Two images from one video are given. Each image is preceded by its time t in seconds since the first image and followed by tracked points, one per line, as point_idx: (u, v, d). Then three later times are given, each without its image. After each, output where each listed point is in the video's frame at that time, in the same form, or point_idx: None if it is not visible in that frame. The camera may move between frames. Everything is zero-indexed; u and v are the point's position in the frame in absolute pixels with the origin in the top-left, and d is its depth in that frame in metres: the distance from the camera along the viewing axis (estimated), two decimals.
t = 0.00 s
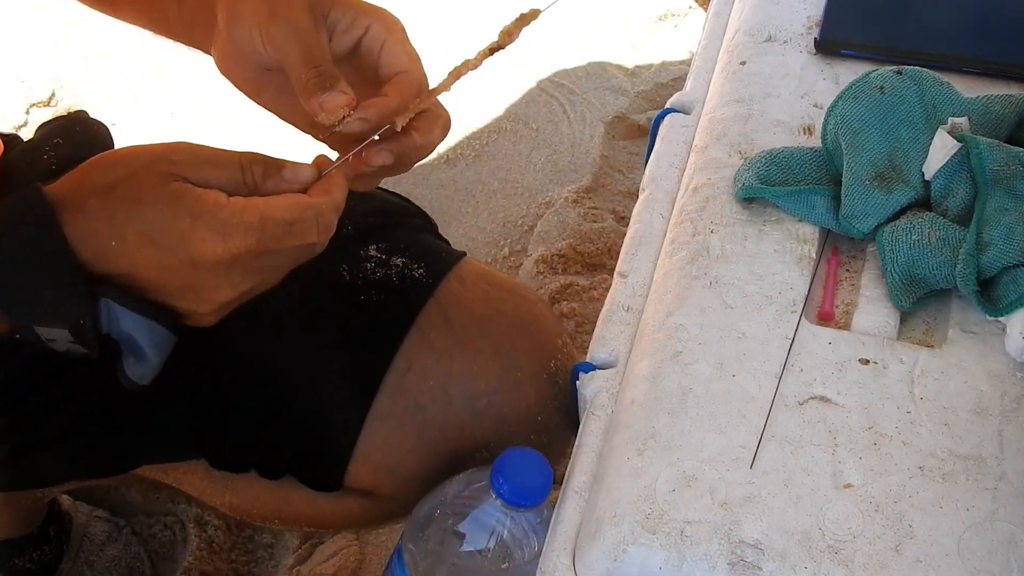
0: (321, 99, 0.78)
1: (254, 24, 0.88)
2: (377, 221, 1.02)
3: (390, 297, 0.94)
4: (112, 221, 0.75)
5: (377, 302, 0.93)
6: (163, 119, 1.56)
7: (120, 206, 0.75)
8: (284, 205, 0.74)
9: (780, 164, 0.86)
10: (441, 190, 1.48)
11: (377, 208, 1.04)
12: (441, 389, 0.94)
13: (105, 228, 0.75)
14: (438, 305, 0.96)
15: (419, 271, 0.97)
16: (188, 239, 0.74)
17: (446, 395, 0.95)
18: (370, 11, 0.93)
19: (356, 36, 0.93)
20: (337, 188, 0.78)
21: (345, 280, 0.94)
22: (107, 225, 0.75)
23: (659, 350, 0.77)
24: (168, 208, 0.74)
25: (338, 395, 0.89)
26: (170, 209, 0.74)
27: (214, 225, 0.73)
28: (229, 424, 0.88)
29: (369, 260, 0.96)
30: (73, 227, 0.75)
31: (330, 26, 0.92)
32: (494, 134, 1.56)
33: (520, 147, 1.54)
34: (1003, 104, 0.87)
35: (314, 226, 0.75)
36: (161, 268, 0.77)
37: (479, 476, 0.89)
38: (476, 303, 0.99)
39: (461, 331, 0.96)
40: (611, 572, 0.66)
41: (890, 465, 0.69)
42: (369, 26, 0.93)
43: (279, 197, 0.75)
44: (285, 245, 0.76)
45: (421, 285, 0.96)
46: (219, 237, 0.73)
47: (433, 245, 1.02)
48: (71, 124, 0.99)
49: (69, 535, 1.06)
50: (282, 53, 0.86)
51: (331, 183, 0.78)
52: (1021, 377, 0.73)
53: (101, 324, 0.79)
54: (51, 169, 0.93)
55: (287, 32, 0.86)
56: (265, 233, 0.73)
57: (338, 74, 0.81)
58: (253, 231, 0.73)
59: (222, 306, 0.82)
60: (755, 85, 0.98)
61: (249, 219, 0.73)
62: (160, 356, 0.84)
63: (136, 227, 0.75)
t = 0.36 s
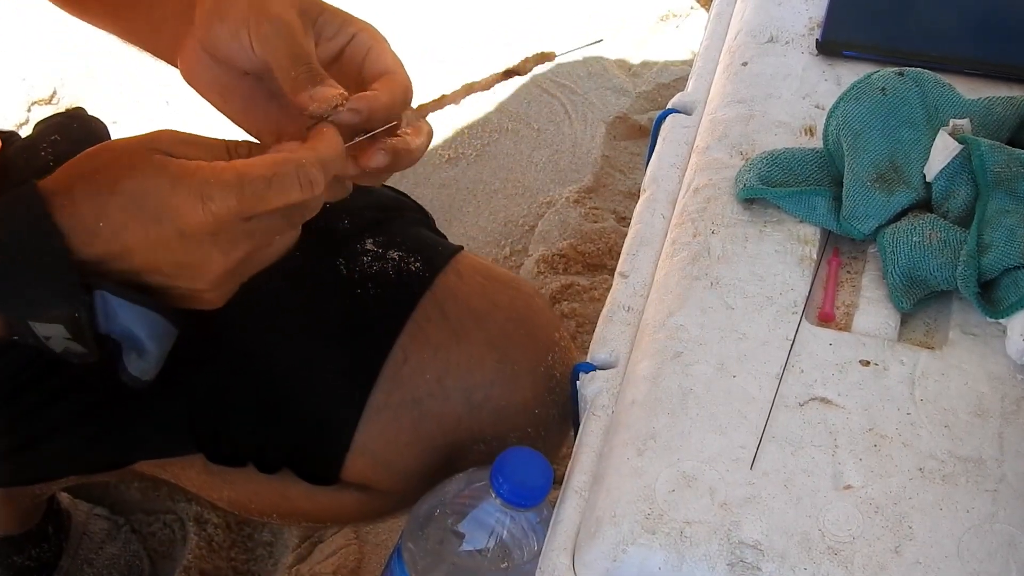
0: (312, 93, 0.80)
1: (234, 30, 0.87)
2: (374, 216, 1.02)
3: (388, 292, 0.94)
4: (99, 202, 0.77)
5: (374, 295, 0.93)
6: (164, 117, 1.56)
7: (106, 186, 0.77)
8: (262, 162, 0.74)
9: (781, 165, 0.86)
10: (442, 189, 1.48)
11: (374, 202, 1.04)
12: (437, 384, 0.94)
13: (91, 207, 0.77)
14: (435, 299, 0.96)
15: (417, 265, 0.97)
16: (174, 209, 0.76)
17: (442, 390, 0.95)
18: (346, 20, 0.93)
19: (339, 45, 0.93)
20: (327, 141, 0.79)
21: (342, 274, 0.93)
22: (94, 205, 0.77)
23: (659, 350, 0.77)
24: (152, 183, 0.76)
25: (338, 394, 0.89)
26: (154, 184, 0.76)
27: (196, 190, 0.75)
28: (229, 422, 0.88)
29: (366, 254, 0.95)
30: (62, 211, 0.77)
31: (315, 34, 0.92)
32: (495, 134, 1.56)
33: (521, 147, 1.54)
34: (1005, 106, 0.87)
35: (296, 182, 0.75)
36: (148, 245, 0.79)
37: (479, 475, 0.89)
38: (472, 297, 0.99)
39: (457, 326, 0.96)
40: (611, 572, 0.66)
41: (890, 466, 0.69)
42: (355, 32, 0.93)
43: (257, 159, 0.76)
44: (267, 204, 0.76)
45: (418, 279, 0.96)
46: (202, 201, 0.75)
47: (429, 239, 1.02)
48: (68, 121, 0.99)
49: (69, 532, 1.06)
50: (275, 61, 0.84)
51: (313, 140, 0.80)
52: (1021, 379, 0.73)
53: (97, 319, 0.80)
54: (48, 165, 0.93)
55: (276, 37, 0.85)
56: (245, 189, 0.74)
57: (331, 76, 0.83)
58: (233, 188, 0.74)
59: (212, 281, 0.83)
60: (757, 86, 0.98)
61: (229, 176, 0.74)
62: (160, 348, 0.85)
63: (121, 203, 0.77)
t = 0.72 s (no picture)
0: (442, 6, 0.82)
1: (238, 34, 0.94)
2: (375, 215, 1.02)
3: (388, 291, 0.94)
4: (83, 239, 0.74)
5: (375, 296, 0.93)
6: (164, 113, 1.55)
7: (88, 224, 0.74)
8: (245, 211, 0.70)
9: (781, 164, 0.86)
10: (442, 187, 1.48)
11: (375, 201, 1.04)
12: (437, 383, 0.94)
13: (74, 245, 0.74)
14: (435, 299, 0.96)
15: (417, 264, 0.97)
16: (158, 253, 0.73)
17: (442, 389, 0.95)
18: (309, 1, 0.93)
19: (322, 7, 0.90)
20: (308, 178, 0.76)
21: (342, 273, 0.94)
22: (76, 242, 0.74)
23: (659, 348, 0.77)
24: (135, 225, 0.73)
25: (337, 392, 0.89)
26: (137, 226, 0.73)
27: (182, 239, 0.72)
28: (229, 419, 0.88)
29: (366, 254, 0.96)
30: (41, 246, 0.74)
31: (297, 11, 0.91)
32: (495, 131, 1.56)
33: (522, 144, 1.54)
34: (1005, 106, 0.87)
35: (282, 227, 0.72)
36: (134, 281, 0.76)
37: (478, 474, 0.89)
38: (473, 296, 0.99)
39: (457, 324, 0.97)
40: (610, 570, 0.66)
41: (889, 466, 0.69)
42: None
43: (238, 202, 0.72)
44: (256, 246, 0.73)
45: (419, 279, 0.96)
46: (187, 250, 0.72)
47: (430, 238, 1.01)
48: (69, 118, 0.99)
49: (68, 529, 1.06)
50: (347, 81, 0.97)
51: (297, 174, 0.76)
52: (1021, 379, 0.73)
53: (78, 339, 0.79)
54: (49, 163, 0.93)
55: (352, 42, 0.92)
56: (230, 240, 0.71)
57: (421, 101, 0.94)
58: (219, 239, 0.71)
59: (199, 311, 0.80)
60: (757, 85, 0.98)
61: (214, 229, 0.70)
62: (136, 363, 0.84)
63: (104, 243, 0.74)
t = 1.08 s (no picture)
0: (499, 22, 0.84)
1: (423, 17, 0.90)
2: (376, 217, 1.01)
3: (389, 293, 0.94)
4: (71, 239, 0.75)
5: (376, 300, 0.93)
6: (163, 114, 1.55)
7: (71, 225, 0.75)
8: (221, 206, 0.73)
9: (780, 164, 0.86)
10: (441, 187, 1.48)
11: (376, 203, 1.03)
12: (438, 385, 0.94)
13: (62, 244, 0.75)
14: (436, 301, 0.96)
15: (418, 267, 0.97)
16: (142, 251, 0.75)
17: (444, 391, 0.94)
18: None
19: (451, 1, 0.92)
20: (283, 168, 0.77)
21: (344, 275, 0.93)
22: (62, 242, 0.75)
23: (658, 348, 0.77)
24: (119, 224, 0.75)
25: (336, 393, 0.89)
26: (122, 223, 0.75)
27: (164, 237, 0.74)
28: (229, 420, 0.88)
29: (368, 256, 0.95)
30: (29, 244, 0.75)
31: None
32: (494, 132, 1.56)
33: (521, 145, 1.54)
34: (1004, 105, 0.87)
35: (258, 218, 0.75)
36: (119, 279, 0.78)
37: (477, 474, 0.89)
38: (473, 298, 0.98)
39: (457, 326, 0.96)
40: (610, 570, 0.66)
41: (888, 465, 0.69)
42: None
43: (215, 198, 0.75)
44: (236, 241, 0.76)
45: (421, 282, 0.96)
46: (169, 248, 0.75)
47: (431, 240, 1.01)
48: (70, 121, 0.99)
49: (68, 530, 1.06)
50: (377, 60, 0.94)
51: (271, 168, 0.77)
52: (1020, 378, 0.73)
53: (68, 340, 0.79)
54: (51, 165, 0.93)
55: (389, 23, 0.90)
56: (209, 236, 0.74)
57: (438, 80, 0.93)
58: (197, 236, 0.74)
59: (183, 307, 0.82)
60: (756, 85, 0.98)
61: (194, 225, 0.73)
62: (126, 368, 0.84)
63: (91, 242, 0.75)
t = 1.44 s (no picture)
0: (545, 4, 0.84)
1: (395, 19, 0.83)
2: (377, 216, 1.01)
3: (390, 293, 0.94)
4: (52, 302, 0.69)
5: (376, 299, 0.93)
6: (161, 114, 1.55)
7: (52, 285, 0.69)
8: (217, 305, 0.70)
9: (780, 163, 0.86)
10: (440, 187, 1.48)
11: (378, 202, 1.03)
12: (439, 385, 0.94)
13: (40, 297, 0.69)
14: (438, 301, 0.96)
15: (419, 267, 0.96)
16: (116, 330, 0.69)
17: (444, 390, 0.94)
18: None
19: None
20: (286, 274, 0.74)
21: (345, 276, 0.93)
22: (40, 301, 0.69)
23: (658, 348, 0.77)
24: (99, 296, 0.69)
25: (335, 393, 0.89)
26: (107, 293, 0.69)
27: (144, 320, 0.69)
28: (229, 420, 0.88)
29: (369, 255, 0.95)
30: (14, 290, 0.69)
31: None
32: (494, 131, 1.56)
33: (520, 144, 1.54)
34: (1003, 104, 0.86)
35: (249, 322, 0.73)
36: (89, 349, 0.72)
37: (477, 473, 0.89)
38: (475, 298, 0.98)
39: (458, 326, 0.96)
40: (610, 570, 0.66)
41: (888, 464, 0.69)
42: None
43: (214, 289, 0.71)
44: (221, 338, 0.73)
45: (422, 282, 0.96)
46: (147, 335, 0.69)
47: (432, 241, 1.00)
48: (71, 121, 0.99)
49: (68, 530, 1.06)
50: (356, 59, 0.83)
51: (278, 266, 0.75)
52: (1020, 377, 0.73)
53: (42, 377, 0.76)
54: (50, 167, 0.93)
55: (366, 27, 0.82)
56: (196, 331, 0.70)
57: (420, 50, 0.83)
58: (181, 329, 0.70)
59: (154, 383, 0.77)
60: (756, 84, 0.98)
61: (182, 318, 0.69)
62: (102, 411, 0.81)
63: (72, 306, 0.69)
